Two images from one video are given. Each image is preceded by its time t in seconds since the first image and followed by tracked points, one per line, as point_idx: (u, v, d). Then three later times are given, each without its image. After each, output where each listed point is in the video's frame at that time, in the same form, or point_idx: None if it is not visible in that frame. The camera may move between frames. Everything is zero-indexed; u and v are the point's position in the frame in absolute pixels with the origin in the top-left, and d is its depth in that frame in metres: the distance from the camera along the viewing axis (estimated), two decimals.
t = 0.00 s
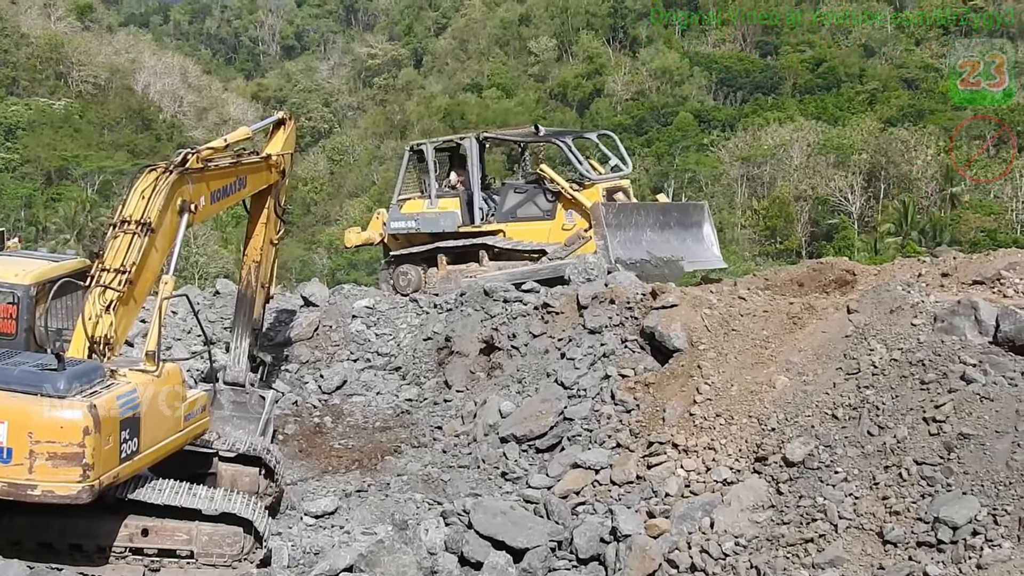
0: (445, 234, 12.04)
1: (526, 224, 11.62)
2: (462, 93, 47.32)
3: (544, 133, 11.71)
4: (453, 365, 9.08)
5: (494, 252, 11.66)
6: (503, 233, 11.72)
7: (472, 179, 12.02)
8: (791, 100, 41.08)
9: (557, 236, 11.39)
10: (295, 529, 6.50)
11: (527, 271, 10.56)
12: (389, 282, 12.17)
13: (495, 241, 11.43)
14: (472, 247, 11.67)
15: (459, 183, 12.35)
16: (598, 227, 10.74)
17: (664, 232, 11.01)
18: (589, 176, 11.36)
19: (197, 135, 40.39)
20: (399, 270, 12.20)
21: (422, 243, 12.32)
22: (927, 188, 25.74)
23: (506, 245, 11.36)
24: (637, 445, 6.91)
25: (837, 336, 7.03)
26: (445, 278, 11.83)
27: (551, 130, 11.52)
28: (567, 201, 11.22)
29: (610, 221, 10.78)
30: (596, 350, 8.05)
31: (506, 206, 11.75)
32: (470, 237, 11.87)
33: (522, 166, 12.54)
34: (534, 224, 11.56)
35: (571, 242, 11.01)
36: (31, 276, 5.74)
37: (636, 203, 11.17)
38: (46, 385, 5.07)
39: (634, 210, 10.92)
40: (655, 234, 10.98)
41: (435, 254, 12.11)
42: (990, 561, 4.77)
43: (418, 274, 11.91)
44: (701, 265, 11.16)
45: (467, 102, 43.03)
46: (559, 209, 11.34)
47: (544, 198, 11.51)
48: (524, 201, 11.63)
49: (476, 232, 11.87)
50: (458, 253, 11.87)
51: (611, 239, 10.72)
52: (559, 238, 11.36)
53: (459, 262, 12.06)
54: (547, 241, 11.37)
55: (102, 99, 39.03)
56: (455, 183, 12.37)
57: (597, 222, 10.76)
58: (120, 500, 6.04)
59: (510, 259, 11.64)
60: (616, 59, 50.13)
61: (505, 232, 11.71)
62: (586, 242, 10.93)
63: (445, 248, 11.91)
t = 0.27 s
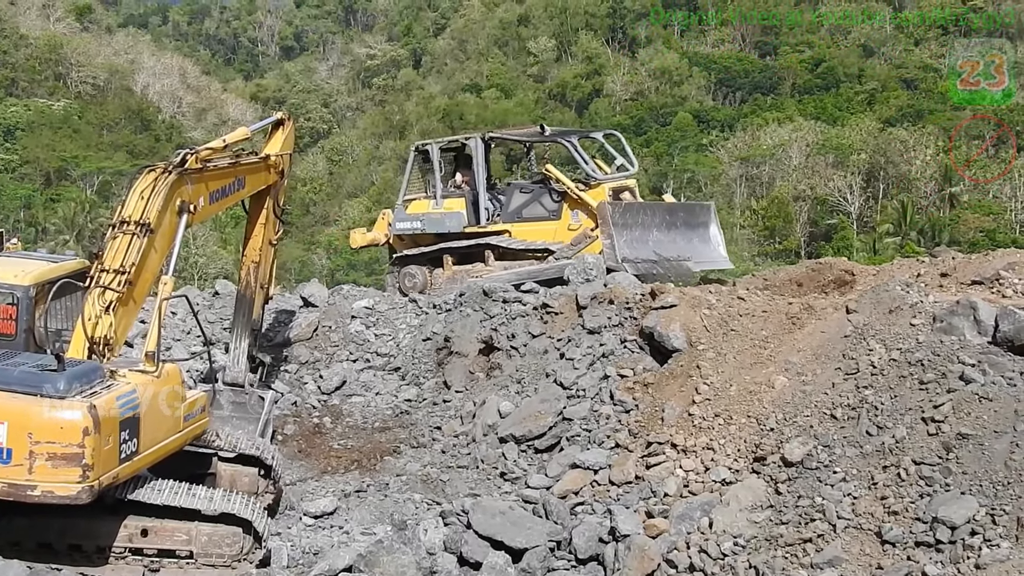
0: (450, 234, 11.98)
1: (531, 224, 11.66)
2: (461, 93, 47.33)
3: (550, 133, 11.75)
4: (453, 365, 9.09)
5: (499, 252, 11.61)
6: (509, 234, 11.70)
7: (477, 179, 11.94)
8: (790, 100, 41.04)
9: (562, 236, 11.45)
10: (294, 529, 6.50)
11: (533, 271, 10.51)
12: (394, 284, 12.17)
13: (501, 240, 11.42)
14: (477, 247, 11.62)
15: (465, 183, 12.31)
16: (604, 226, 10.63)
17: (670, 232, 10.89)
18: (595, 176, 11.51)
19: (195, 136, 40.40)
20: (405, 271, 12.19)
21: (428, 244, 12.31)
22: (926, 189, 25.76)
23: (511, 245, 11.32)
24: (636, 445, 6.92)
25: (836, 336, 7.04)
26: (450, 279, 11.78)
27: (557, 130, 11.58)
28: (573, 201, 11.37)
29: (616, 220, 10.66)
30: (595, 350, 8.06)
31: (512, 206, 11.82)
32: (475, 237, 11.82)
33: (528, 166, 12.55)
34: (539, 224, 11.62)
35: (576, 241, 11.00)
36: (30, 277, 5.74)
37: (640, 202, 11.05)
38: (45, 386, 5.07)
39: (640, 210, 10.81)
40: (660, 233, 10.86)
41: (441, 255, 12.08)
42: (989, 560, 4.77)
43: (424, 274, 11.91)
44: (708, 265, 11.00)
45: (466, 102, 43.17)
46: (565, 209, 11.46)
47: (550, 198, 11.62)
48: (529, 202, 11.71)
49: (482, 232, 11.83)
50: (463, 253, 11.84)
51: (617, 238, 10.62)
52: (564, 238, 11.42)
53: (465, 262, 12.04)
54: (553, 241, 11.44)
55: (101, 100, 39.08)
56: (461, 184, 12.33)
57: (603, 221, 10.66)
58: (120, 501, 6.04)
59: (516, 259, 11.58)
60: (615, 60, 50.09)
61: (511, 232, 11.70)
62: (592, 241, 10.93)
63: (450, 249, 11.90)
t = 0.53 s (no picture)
0: (458, 233, 12.05)
1: (539, 222, 11.46)
2: (461, 92, 47.34)
3: (556, 130, 11.62)
4: (453, 362, 9.10)
5: (506, 250, 11.57)
6: (516, 231, 11.55)
7: (484, 178, 11.94)
8: (789, 98, 41.09)
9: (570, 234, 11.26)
10: (295, 527, 6.53)
11: (539, 269, 10.46)
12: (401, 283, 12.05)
13: (508, 237, 11.33)
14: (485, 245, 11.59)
15: (471, 181, 12.35)
16: (612, 223, 10.35)
17: (679, 229, 10.72)
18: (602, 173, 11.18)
19: (196, 135, 40.41)
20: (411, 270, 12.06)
21: (435, 243, 12.31)
22: (925, 186, 25.79)
23: (519, 242, 11.22)
24: (636, 443, 6.93)
25: (836, 334, 7.05)
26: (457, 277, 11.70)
27: (564, 128, 11.48)
28: (580, 199, 11.11)
29: (625, 218, 10.38)
30: (595, 347, 8.07)
31: (518, 204, 11.60)
32: (482, 235, 11.78)
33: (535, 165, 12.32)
34: (547, 222, 11.41)
35: (585, 239, 10.97)
36: (31, 275, 5.75)
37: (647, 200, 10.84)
38: (47, 384, 5.08)
39: (648, 207, 10.57)
40: (668, 231, 10.66)
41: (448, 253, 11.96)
42: (990, 558, 4.78)
43: (431, 273, 11.80)
44: (715, 262, 10.91)
45: (466, 101, 43.26)
46: (573, 206, 11.22)
47: (557, 196, 11.40)
48: (537, 199, 11.48)
49: (489, 230, 11.76)
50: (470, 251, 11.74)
51: (627, 236, 10.32)
52: (572, 236, 11.22)
53: (471, 260, 11.94)
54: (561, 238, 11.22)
55: (102, 99, 39.11)
56: (468, 182, 12.36)
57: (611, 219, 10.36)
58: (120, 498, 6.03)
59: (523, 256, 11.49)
60: (615, 58, 50.10)
61: (518, 230, 11.54)
62: (601, 239, 10.89)
63: (457, 247, 11.79)
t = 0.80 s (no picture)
0: (466, 231, 11.97)
1: (547, 220, 11.53)
2: (463, 90, 47.32)
3: (564, 129, 11.63)
4: (455, 361, 9.11)
5: (514, 248, 11.57)
6: (524, 229, 11.60)
7: (492, 175, 11.85)
8: (792, 95, 41.11)
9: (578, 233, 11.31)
10: (298, 525, 6.52)
11: (546, 267, 10.43)
12: (411, 281, 12.13)
13: (514, 236, 11.35)
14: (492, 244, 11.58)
15: (480, 179, 12.30)
16: (620, 222, 10.23)
17: (687, 227, 10.63)
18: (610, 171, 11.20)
19: (198, 133, 40.46)
20: (421, 268, 12.13)
21: (444, 241, 12.26)
22: (927, 184, 26.04)
23: (526, 240, 11.23)
24: (638, 441, 6.93)
25: (838, 332, 7.05)
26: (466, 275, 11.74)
27: (572, 126, 11.44)
28: (588, 197, 11.17)
29: (634, 217, 10.27)
30: (597, 346, 8.07)
31: (526, 202, 11.69)
32: (491, 233, 11.79)
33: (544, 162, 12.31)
34: (555, 220, 11.47)
35: (592, 237, 10.86)
36: (35, 273, 5.74)
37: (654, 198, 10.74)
38: (50, 382, 5.08)
39: (656, 205, 10.47)
40: (677, 229, 10.55)
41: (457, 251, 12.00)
42: (992, 556, 4.78)
43: (439, 270, 11.86)
44: (725, 260, 10.80)
45: (468, 99, 43.32)
46: (580, 205, 11.28)
47: (564, 193, 11.43)
48: (545, 198, 11.56)
49: (497, 228, 11.77)
50: (479, 249, 11.75)
51: (634, 235, 10.20)
52: (580, 234, 11.28)
53: (480, 258, 11.95)
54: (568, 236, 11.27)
55: (104, 97, 39.16)
56: (477, 180, 12.32)
57: (618, 219, 10.26)
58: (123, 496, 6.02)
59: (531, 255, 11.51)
60: (618, 55, 50.10)
61: (526, 228, 11.60)
62: (608, 238, 10.79)
63: (465, 245, 11.82)
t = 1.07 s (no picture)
0: (475, 231, 11.96)
1: (555, 220, 11.49)
2: (466, 91, 47.37)
3: (572, 128, 11.58)
4: (458, 360, 9.12)
5: (521, 248, 11.57)
6: (532, 229, 11.58)
7: (500, 175, 11.88)
8: (795, 95, 41.13)
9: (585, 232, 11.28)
10: (301, 525, 6.54)
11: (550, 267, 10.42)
12: (419, 280, 12.21)
13: (521, 235, 11.35)
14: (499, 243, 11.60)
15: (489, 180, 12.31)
16: (625, 222, 10.12)
17: (694, 227, 10.58)
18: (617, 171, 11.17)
19: (202, 133, 40.51)
20: (429, 267, 12.22)
21: (452, 240, 12.26)
22: (930, 184, 26.19)
23: (533, 240, 11.22)
24: (642, 441, 6.94)
25: (841, 331, 7.06)
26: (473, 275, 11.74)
27: (580, 126, 11.43)
28: (595, 196, 11.13)
29: (640, 216, 10.18)
30: (600, 346, 8.07)
31: (535, 202, 11.70)
32: (498, 232, 11.76)
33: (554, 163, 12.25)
34: (563, 220, 11.44)
35: (598, 237, 10.83)
36: (38, 273, 5.74)
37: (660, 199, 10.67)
38: (54, 382, 5.08)
39: (662, 205, 10.41)
40: (684, 229, 10.48)
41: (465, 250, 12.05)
42: (995, 556, 4.78)
43: (447, 269, 11.92)
44: (733, 260, 10.73)
45: (471, 100, 43.41)
46: (587, 205, 11.26)
47: (572, 194, 11.45)
48: (553, 198, 11.54)
49: (505, 228, 11.77)
50: (486, 248, 11.78)
51: (641, 235, 10.10)
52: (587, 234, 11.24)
53: (487, 258, 11.97)
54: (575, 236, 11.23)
55: (108, 96, 39.20)
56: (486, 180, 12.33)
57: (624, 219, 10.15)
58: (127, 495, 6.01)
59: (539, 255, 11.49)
60: (621, 55, 50.11)
61: (534, 228, 11.57)
62: (613, 238, 10.73)
63: (473, 244, 11.86)
